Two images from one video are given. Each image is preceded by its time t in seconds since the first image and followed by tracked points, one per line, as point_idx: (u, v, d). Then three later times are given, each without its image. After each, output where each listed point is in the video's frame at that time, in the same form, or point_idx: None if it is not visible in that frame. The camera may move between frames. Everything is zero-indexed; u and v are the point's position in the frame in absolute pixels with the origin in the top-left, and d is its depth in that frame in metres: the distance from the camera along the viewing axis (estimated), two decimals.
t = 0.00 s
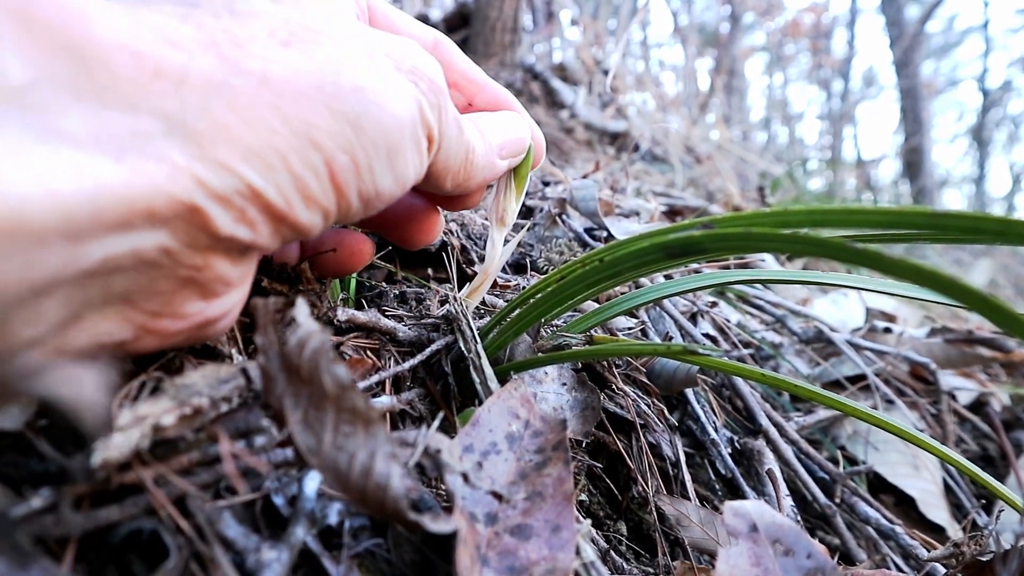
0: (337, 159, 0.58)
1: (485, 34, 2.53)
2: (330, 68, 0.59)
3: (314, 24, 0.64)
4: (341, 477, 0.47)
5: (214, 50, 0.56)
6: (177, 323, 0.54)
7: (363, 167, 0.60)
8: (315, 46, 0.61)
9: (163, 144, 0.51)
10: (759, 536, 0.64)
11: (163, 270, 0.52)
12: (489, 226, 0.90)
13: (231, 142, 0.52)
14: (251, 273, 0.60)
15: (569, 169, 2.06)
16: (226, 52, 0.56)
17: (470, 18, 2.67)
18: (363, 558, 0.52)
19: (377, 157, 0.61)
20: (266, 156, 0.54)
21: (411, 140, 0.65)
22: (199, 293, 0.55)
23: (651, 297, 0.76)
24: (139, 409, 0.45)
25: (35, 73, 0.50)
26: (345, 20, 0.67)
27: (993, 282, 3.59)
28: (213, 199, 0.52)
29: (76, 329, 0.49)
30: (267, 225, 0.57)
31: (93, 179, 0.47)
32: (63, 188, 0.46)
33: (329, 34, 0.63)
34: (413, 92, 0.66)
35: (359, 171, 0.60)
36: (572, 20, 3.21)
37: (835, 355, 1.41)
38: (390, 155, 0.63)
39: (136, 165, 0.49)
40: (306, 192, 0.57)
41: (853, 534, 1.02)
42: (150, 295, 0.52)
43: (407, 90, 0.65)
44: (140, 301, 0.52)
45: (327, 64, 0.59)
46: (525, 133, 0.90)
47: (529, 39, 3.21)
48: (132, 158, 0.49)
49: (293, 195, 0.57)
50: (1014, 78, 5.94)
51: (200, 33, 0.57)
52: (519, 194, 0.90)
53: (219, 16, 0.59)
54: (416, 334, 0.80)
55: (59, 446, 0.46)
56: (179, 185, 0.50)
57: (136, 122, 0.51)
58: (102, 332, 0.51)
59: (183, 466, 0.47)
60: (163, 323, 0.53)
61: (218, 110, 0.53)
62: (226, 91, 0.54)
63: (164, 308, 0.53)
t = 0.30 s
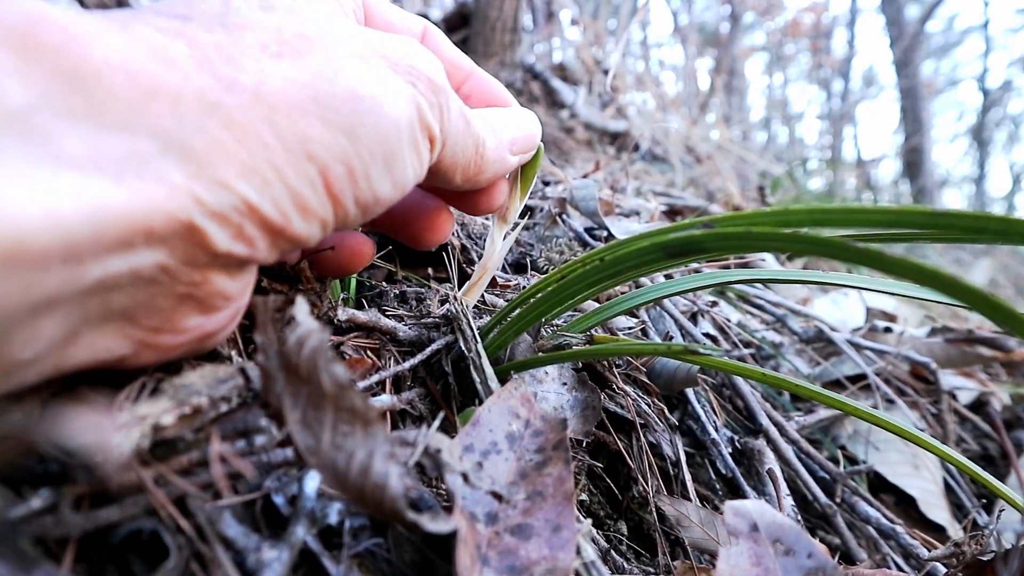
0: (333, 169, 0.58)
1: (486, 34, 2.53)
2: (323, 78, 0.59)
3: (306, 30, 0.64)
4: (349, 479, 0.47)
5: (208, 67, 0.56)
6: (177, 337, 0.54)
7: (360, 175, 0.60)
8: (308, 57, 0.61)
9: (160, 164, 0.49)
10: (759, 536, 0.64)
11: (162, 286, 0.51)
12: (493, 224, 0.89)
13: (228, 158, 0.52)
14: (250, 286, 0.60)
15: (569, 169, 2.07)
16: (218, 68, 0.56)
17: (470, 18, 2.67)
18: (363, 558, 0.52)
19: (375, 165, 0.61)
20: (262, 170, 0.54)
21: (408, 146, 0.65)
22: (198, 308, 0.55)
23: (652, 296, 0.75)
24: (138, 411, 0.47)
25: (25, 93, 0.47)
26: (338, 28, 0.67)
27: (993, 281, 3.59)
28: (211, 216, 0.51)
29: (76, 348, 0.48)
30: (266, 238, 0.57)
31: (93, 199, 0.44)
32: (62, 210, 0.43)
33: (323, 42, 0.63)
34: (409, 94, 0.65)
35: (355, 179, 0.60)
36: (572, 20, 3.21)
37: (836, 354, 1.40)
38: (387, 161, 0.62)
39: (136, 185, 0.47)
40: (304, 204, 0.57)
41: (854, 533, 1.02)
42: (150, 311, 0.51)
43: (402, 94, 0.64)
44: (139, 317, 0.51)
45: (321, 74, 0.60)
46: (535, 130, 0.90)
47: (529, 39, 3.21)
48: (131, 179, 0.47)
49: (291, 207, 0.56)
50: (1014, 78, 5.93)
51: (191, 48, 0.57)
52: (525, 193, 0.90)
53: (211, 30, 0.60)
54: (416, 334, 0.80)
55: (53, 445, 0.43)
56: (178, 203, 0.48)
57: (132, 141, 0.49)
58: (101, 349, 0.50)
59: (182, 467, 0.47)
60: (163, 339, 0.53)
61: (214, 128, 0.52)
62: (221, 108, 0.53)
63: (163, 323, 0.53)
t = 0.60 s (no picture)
0: (335, 176, 0.58)
1: (486, 34, 2.53)
2: (324, 86, 0.60)
3: (305, 39, 0.64)
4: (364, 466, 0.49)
5: (211, 77, 0.56)
6: (178, 344, 0.53)
7: (361, 182, 0.60)
8: (309, 65, 0.61)
9: (162, 175, 0.49)
10: (760, 536, 0.64)
11: (164, 294, 0.51)
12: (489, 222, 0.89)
13: (229, 166, 0.52)
14: (251, 291, 0.60)
15: (569, 169, 2.07)
16: (221, 77, 0.56)
17: (471, 18, 2.66)
18: (363, 557, 0.52)
19: (376, 171, 0.61)
20: (264, 177, 0.53)
21: (408, 152, 0.65)
22: (200, 314, 0.54)
23: (652, 296, 0.75)
24: (137, 410, 0.47)
25: (31, 107, 0.48)
26: (338, 36, 0.67)
27: (994, 280, 3.59)
28: (213, 224, 0.51)
29: (77, 355, 0.48)
30: (267, 245, 0.57)
31: (94, 211, 0.45)
32: (65, 222, 0.43)
33: (323, 51, 0.63)
34: (408, 102, 0.66)
35: (357, 186, 0.60)
36: (572, 19, 3.21)
37: (836, 353, 1.40)
38: (388, 168, 0.62)
39: (138, 196, 0.47)
40: (305, 210, 0.57)
41: (854, 532, 1.02)
42: (152, 319, 0.51)
43: (401, 101, 0.65)
44: (140, 324, 0.50)
45: (322, 83, 0.60)
46: (523, 125, 0.91)
47: (529, 38, 3.21)
48: (133, 189, 0.47)
49: (292, 214, 0.56)
50: (1015, 76, 5.92)
51: (192, 57, 0.57)
52: (519, 188, 0.89)
53: (211, 37, 0.60)
54: (417, 333, 0.80)
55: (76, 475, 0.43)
56: (179, 213, 0.49)
57: (133, 153, 0.49)
58: (103, 356, 0.49)
59: (183, 467, 0.46)
60: (166, 346, 0.52)
61: (215, 137, 0.52)
62: (223, 118, 0.53)
63: (166, 331, 0.52)
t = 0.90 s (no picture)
0: (346, 196, 0.58)
1: (485, 32, 2.52)
2: (333, 105, 0.59)
3: (315, 58, 0.62)
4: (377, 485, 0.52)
5: (225, 101, 0.54)
6: (188, 362, 0.53)
7: (370, 200, 0.60)
8: (319, 84, 0.60)
9: (178, 202, 0.48)
10: (759, 534, 0.64)
11: (178, 313, 0.50)
12: (489, 223, 0.89)
13: (243, 189, 0.51)
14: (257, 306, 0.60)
15: (569, 168, 2.07)
16: (236, 101, 0.54)
17: (471, 16, 2.66)
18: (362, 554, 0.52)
19: (383, 188, 0.61)
20: (276, 199, 0.53)
21: (413, 167, 0.65)
22: (210, 332, 0.54)
23: (652, 295, 0.75)
24: (139, 409, 0.46)
25: (47, 137, 0.45)
26: (346, 53, 0.65)
27: (993, 279, 3.59)
28: (225, 247, 0.50)
29: (92, 374, 0.47)
30: (277, 264, 0.56)
31: (113, 236, 0.43)
32: (84, 249, 0.42)
33: (331, 70, 0.62)
34: (410, 116, 0.65)
35: (365, 204, 0.60)
36: (571, 18, 3.21)
37: (836, 352, 1.40)
38: (393, 186, 0.62)
39: (154, 223, 0.46)
40: (316, 229, 0.57)
41: (854, 532, 1.01)
42: (165, 339, 0.50)
43: (405, 118, 0.64)
44: (153, 344, 0.50)
45: (330, 102, 0.59)
46: (513, 138, 0.94)
47: (529, 37, 3.21)
48: (150, 216, 0.46)
49: (303, 235, 0.56)
50: (1015, 76, 5.91)
51: (203, 80, 0.54)
52: (519, 192, 0.89)
53: (224, 58, 0.57)
54: (416, 331, 0.80)
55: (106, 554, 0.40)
56: (195, 238, 0.48)
57: (149, 180, 0.48)
58: (115, 376, 0.49)
59: (183, 466, 0.47)
60: (178, 364, 0.52)
61: (229, 160, 0.51)
62: (235, 141, 0.52)
63: (177, 350, 0.51)
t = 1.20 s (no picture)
0: (342, 201, 0.57)
1: (485, 33, 2.52)
2: (332, 109, 0.58)
3: (312, 59, 0.63)
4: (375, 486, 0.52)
5: (222, 106, 0.54)
6: (186, 365, 0.52)
7: (367, 204, 0.60)
8: (317, 87, 0.60)
9: (177, 207, 0.48)
10: (760, 534, 0.64)
11: (178, 316, 0.50)
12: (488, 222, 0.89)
13: (242, 194, 0.51)
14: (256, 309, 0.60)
15: (569, 168, 2.07)
16: (233, 105, 0.54)
17: (471, 16, 2.66)
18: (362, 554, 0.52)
19: (381, 193, 0.61)
20: (275, 205, 0.52)
21: (412, 170, 0.64)
22: (209, 336, 0.54)
23: (651, 294, 0.75)
24: (138, 412, 0.46)
25: (49, 143, 0.44)
26: (343, 57, 0.66)
27: (993, 278, 3.59)
28: (225, 252, 0.50)
29: (93, 380, 0.47)
30: (276, 269, 0.56)
31: (114, 242, 0.43)
32: (86, 255, 0.41)
33: (332, 72, 0.62)
34: (410, 117, 0.65)
35: (362, 208, 0.60)
36: (571, 18, 3.21)
37: (836, 351, 1.40)
38: (393, 192, 0.62)
39: (154, 229, 0.46)
40: (314, 234, 0.56)
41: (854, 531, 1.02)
42: (164, 342, 0.50)
43: (405, 119, 0.64)
44: (153, 346, 0.49)
45: (328, 105, 0.59)
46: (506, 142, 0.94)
47: (528, 37, 3.21)
48: (151, 223, 0.46)
49: (301, 239, 0.55)
50: (1016, 75, 5.90)
51: (200, 84, 0.54)
52: (518, 191, 0.88)
53: (222, 62, 0.57)
54: (416, 332, 0.80)
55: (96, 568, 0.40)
56: (195, 244, 0.47)
57: (150, 185, 0.47)
58: (115, 380, 0.48)
59: (185, 467, 0.47)
60: (179, 367, 0.52)
61: (228, 166, 0.51)
62: (234, 147, 0.52)
63: (176, 354, 0.51)
